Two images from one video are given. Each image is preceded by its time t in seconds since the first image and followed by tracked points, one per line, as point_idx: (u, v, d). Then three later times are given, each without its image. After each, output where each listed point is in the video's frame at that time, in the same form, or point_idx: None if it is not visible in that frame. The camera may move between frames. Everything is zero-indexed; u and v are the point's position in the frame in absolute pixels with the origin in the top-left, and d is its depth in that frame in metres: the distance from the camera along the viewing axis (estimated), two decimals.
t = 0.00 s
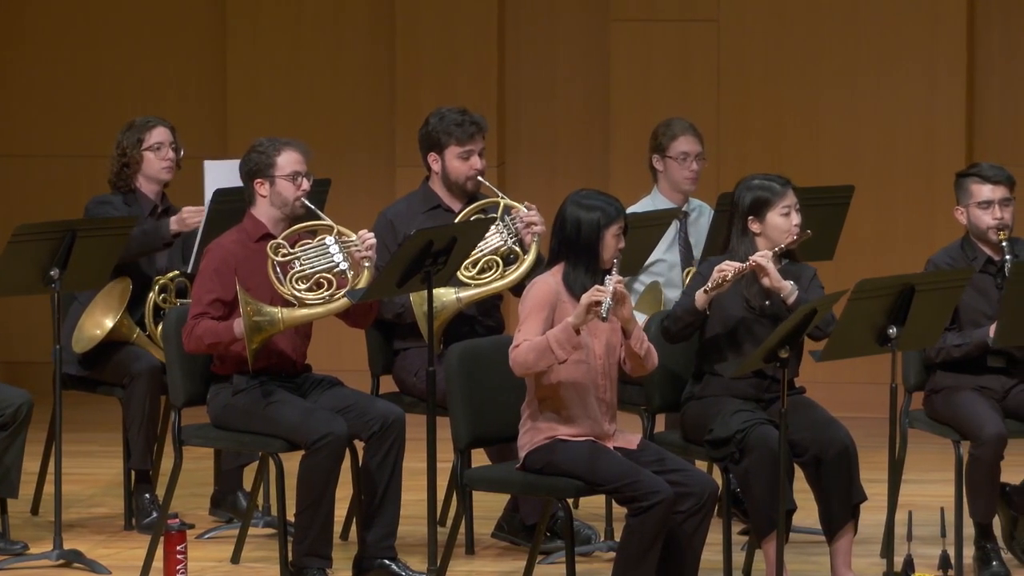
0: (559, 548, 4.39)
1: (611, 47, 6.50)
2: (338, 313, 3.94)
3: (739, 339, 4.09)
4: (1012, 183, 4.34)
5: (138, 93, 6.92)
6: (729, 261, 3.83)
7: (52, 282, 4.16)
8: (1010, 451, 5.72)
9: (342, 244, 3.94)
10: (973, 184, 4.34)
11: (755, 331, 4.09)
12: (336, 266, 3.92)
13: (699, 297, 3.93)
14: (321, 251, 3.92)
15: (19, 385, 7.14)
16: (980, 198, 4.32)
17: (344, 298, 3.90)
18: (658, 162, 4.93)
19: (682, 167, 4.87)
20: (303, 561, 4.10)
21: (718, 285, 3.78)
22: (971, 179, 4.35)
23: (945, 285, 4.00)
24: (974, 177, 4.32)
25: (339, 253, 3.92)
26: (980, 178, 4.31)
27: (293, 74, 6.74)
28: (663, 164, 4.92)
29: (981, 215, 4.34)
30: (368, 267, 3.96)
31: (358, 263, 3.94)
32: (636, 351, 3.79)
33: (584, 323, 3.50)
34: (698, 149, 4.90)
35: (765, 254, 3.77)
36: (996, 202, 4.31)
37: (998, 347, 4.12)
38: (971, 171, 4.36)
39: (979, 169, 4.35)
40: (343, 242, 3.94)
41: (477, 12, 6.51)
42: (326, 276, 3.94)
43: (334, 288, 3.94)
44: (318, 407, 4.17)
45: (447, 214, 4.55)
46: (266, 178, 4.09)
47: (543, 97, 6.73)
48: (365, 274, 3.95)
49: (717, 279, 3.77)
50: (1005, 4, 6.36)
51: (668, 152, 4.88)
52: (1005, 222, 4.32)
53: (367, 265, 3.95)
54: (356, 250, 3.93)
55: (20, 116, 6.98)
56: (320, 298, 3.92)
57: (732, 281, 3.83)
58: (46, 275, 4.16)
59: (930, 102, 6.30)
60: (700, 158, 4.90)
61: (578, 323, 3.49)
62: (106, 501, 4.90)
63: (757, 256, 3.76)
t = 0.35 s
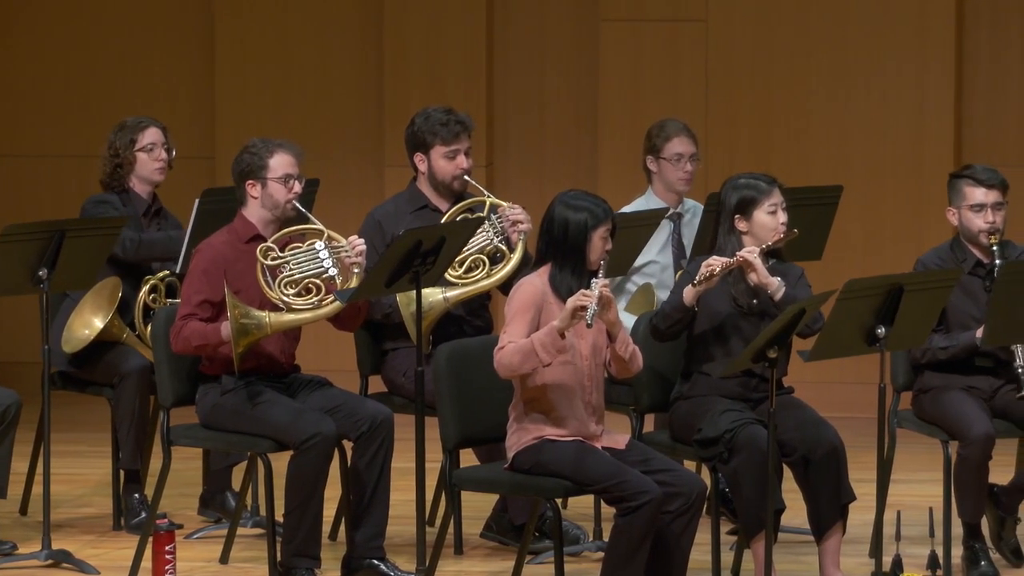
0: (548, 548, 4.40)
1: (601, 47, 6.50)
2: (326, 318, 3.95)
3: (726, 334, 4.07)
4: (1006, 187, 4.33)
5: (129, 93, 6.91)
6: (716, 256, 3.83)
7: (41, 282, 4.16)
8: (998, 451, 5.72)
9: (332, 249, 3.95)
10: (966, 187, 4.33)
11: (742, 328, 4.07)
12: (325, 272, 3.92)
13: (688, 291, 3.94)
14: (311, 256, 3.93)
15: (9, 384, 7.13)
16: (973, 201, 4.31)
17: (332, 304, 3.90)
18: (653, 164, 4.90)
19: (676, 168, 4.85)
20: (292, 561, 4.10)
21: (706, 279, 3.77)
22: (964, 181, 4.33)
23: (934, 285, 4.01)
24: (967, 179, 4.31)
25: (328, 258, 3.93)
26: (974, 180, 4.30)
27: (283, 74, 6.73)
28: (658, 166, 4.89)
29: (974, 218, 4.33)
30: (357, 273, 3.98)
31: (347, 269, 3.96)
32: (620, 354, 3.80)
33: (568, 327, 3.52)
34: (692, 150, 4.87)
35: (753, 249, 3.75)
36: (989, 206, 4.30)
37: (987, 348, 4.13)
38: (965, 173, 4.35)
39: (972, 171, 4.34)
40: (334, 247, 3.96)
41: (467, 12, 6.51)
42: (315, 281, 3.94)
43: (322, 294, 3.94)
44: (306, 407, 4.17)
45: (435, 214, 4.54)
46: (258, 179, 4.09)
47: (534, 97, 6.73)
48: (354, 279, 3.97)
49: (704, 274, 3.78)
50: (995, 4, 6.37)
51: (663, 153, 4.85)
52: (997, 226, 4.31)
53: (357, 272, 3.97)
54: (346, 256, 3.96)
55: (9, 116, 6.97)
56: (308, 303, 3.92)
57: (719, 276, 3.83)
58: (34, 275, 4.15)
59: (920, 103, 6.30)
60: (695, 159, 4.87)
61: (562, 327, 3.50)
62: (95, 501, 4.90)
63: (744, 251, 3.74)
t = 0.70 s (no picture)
0: (536, 548, 4.40)
1: (592, 46, 6.50)
2: (313, 324, 3.96)
3: (711, 338, 4.11)
4: (1000, 190, 4.33)
5: (120, 93, 6.91)
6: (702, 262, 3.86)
7: (29, 283, 4.15)
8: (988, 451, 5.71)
9: (320, 255, 3.93)
10: (962, 188, 4.33)
11: (728, 330, 4.11)
12: (313, 278, 3.91)
13: (671, 297, 3.97)
14: (298, 262, 3.91)
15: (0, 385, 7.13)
16: (967, 203, 4.32)
17: (320, 311, 3.93)
18: (643, 165, 4.89)
19: (666, 169, 4.84)
20: (280, 562, 4.10)
21: (692, 284, 3.80)
22: (959, 183, 4.34)
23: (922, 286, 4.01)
24: (963, 181, 4.31)
25: (316, 264, 3.91)
26: (969, 182, 4.31)
27: (274, 74, 6.73)
28: (647, 166, 4.89)
29: (967, 220, 4.33)
30: (344, 279, 3.97)
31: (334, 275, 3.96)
32: (607, 354, 3.81)
33: (554, 326, 3.51)
34: (682, 151, 4.86)
35: (739, 255, 3.78)
36: (984, 208, 4.31)
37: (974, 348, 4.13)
38: (960, 174, 4.36)
39: (967, 173, 4.35)
40: (321, 253, 3.93)
41: (458, 12, 6.51)
42: (302, 288, 3.94)
43: (309, 300, 3.95)
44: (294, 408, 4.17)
45: (423, 214, 4.55)
46: (247, 181, 4.08)
47: (525, 97, 6.73)
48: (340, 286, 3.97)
49: (690, 280, 3.80)
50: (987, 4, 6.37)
51: (653, 154, 4.84)
52: (990, 228, 4.32)
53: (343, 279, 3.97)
54: (333, 262, 3.95)
55: None
56: (295, 309, 3.94)
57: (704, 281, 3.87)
58: (22, 275, 4.14)
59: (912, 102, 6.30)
60: (684, 160, 4.86)
61: (547, 326, 3.50)
62: (84, 501, 4.90)
63: (731, 257, 3.78)
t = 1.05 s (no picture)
0: (525, 548, 4.39)
1: (583, 45, 6.50)
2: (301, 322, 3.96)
3: (700, 340, 4.11)
4: (993, 186, 4.29)
5: (110, 93, 6.91)
6: (688, 265, 3.85)
7: (17, 283, 4.15)
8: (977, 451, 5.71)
9: (307, 253, 3.95)
10: (954, 185, 4.29)
11: (716, 331, 4.11)
12: (300, 276, 3.92)
13: (658, 299, 3.96)
14: (285, 260, 3.92)
15: None
16: (959, 199, 4.28)
17: (308, 307, 3.92)
18: (632, 162, 4.90)
19: (655, 166, 4.85)
20: (269, 562, 4.09)
21: (678, 288, 3.79)
22: (952, 179, 4.29)
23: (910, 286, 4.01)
24: (955, 178, 4.27)
25: (302, 261, 3.93)
26: (962, 178, 4.26)
27: (264, 74, 6.72)
28: (637, 164, 4.89)
29: (959, 216, 4.30)
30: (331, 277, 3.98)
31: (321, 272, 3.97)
32: (602, 350, 3.80)
33: (550, 319, 3.52)
34: (671, 148, 4.87)
35: (727, 257, 3.78)
36: (976, 205, 4.27)
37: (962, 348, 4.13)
38: (953, 171, 4.31)
39: (960, 169, 4.30)
40: (307, 251, 3.95)
41: (449, 11, 6.51)
42: (289, 286, 3.94)
43: (297, 298, 3.95)
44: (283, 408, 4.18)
45: (412, 214, 4.55)
46: (232, 180, 4.09)
47: (515, 96, 6.73)
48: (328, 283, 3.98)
49: (676, 282, 3.80)
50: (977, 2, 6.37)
51: (641, 151, 4.85)
52: (982, 225, 4.29)
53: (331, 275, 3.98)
54: (319, 260, 3.96)
55: None
56: (283, 307, 3.94)
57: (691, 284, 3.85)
58: (11, 275, 4.15)
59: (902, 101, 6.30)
60: (673, 157, 4.87)
61: (543, 317, 3.50)
62: (72, 501, 4.90)
63: (718, 259, 3.78)
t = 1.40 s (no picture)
0: (513, 548, 4.39)
1: (573, 43, 6.49)
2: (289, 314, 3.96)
3: (690, 339, 4.10)
4: (984, 186, 4.28)
5: (98, 91, 6.90)
6: (680, 262, 3.82)
7: (5, 283, 4.15)
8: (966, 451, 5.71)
9: (293, 246, 3.97)
10: (945, 186, 4.28)
11: (707, 330, 4.10)
12: (289, 267, 3.94)
13: (648, 296, 3.95)
14: (272, 252, 3.94)
15: None
16: (950, 200, 4.26)
17: (296, 300, 3.92)
18: (621, 160, 4.89)
19: (644, 160, 4.84)
20: (257, 562, 4.09)
21: (670, 285, 3.76)
22: (943, 180, 4.28)
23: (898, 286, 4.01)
24: (946, 178, 4.26)
25: (290, 254, 3.94)
26: (952, 179, 4.25)
27: (254, 72, 6.72)
28: (626, 161, 4.88)
29: (951, 217, 4.28)
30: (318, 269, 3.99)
31: (309, 264, 3.98)
32: (589, 357, 3.80)
33: (546, 318, 3.51)
34: (659, 142, 4.86)
35: (718, 256, 3.78)
36: (967, 205, 4.25)
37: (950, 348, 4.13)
38: (943, 171, 4.30)
39: (951, 170, 4.29)
40: (294, 243, 3.97)
41: (439, 9, 6.50)
42: (278, 277, 3.95)
43: (286, 289, 3.95)
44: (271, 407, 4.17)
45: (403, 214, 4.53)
46: (216, 178, 4.10)
47: (506, 95, 6.72)
48: (316, 274, 3.98)
49: (668, 280, 3.76)
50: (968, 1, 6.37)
51: (629, 146, 4.84)
52: (973, 226, 4.27)
53: (318, 266, 3.98)
54: (307, 252, 3.97)
55: None
56: (272, 298, 3.93)
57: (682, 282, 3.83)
58: None
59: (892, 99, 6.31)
60: (661, 150, 4.86)
61: (539, 317, 3.50)
62: (60, 502, 4.89)
63: (710, 258, 3.78)
